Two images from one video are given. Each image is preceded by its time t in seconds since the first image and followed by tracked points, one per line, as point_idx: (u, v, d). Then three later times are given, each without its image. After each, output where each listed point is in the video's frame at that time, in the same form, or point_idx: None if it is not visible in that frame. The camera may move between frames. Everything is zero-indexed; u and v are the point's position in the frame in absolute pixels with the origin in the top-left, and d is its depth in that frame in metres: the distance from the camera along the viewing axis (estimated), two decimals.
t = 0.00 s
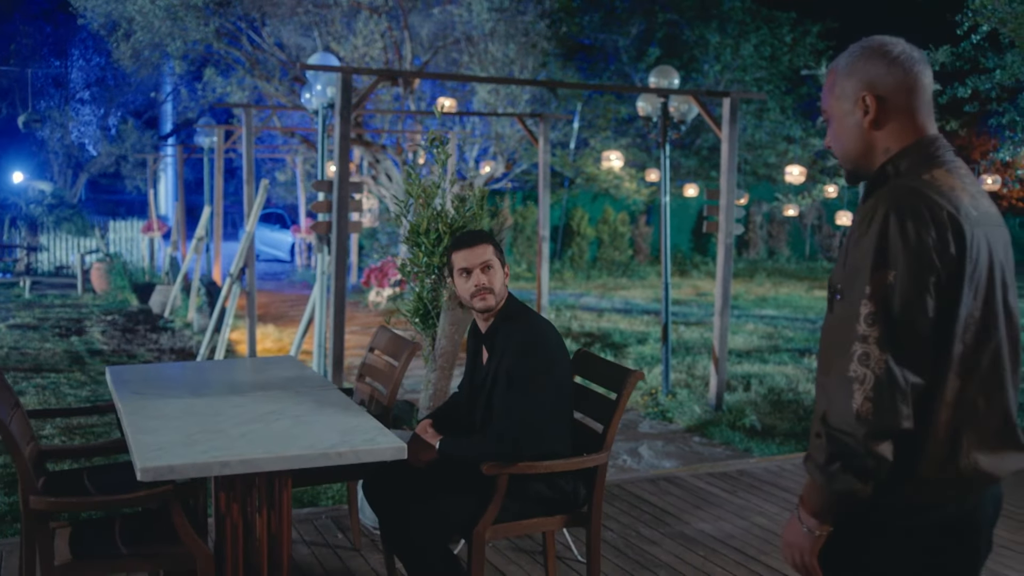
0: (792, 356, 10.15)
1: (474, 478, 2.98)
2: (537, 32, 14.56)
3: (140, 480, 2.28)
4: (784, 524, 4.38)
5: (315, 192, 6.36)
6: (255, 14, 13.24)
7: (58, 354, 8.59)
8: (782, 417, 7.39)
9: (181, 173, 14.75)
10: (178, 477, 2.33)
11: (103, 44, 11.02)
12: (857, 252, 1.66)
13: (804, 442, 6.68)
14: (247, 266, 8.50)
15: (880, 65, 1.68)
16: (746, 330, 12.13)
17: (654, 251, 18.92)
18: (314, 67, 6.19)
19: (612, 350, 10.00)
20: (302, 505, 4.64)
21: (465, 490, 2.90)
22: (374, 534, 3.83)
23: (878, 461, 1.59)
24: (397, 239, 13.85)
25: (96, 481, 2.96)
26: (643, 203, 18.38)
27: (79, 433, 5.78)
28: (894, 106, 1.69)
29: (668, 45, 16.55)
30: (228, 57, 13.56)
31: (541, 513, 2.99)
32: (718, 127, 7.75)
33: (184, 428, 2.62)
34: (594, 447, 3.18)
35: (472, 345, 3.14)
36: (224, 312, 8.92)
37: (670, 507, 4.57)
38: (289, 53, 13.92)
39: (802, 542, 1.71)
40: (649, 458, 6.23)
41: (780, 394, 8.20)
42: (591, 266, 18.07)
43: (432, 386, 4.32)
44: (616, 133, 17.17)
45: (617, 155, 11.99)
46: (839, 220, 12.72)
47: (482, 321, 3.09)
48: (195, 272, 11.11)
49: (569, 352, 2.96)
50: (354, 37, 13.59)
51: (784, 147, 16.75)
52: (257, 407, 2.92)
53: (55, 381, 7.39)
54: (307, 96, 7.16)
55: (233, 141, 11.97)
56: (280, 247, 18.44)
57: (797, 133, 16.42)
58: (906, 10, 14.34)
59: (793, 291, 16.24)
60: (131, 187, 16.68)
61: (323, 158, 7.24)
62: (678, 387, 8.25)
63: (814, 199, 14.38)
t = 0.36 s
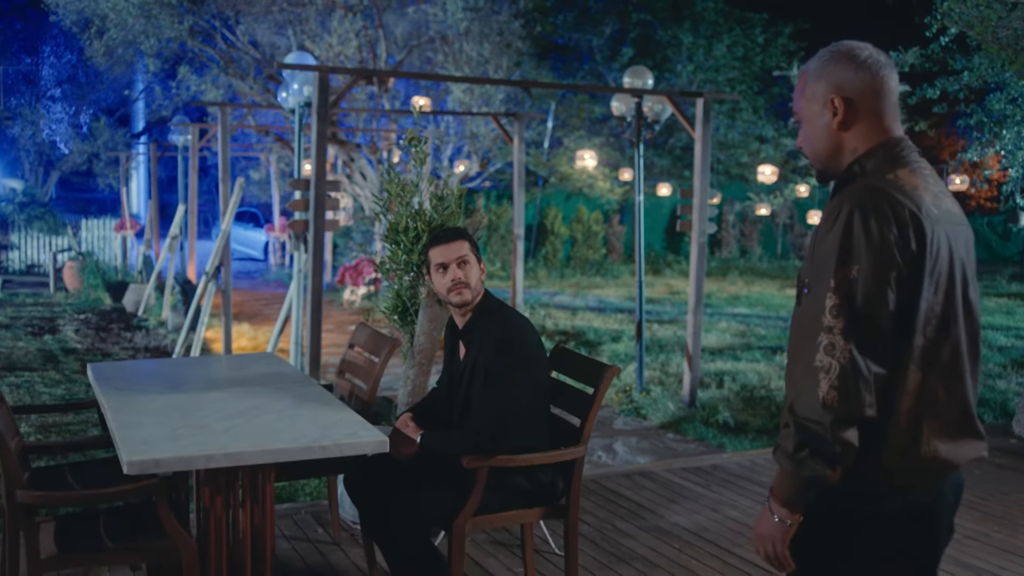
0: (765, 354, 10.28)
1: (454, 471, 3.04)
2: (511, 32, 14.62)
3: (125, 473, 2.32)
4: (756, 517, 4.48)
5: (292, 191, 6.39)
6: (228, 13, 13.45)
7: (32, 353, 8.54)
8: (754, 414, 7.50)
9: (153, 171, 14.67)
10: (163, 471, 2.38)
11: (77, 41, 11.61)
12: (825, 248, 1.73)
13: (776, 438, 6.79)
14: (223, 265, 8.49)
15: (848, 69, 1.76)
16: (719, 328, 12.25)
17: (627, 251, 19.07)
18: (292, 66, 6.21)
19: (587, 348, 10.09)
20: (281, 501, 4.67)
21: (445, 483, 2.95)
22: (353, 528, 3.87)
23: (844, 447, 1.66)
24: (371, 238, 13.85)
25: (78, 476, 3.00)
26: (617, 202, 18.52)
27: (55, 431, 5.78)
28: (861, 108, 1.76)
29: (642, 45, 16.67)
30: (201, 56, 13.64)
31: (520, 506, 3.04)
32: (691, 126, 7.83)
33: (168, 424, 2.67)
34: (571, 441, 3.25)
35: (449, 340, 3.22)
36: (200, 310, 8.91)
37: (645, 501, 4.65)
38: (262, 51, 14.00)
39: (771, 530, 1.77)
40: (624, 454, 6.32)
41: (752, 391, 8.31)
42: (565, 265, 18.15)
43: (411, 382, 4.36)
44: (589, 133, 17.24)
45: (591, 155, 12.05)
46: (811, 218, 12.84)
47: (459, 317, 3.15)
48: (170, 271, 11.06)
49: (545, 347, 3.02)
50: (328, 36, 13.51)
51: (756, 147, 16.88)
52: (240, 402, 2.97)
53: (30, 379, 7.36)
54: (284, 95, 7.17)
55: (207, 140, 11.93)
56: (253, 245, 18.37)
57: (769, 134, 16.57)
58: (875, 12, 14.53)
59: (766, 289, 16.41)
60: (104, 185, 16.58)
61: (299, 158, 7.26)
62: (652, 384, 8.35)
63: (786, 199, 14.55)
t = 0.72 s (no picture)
0: (753, 349, 10.37)
1: (448, 462, 3.09)
2: (500, 29, 14.67)
3: (126, 464, 2.36)
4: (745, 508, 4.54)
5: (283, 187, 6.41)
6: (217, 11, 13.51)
7: (22, 350, 8.55)
8: (743, 408, 7.57)
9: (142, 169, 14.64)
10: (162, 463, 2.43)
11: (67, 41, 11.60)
12: (816, 239, 1.78)
13: (764, 432, 6.86)
14: (214, 262, 8.51)
15: (836, 66, 1.80)
16: (708, 324, 12.33)
17: (616, 247, 19.18)
18: (282, 63, 6.23)
19: (576, 344, 10.15)
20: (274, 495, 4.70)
21: (438, 474, 3.00)
22: (347, 521, 3.91)
23: (833, 432, 1.72)
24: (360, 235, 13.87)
25: (75, 471, 3.08)
26: (605, 199, 18.60)
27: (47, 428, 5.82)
28: (850, 105, 1.81)
29: (630, 42, 16.72)
30: (191, 53, 13.64)
31: (512, 496, 3.09)
32: (679, 123, 7.88)
33: (166, 418, 2.72)
34: (563, 432, 3.30)
35: (436, 337, 3.24)
36: (190, 308, 8.92)
37: (636, 493, 4.71)
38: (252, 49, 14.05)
39: (763, 512, 1.83)
40: (614, 448, 6.37)
41: (741, 385, 8.39)
42: (554, 261, 18.20)
43: (403, 376, 4.42)
44: (578, 129, 17.30)
45: (579, 152, 12.09)
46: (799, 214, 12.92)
47: (444, 313, 3.20)
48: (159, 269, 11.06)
49: (531, 342, 3.07)
50: (317, 34, 13.62)
51: (744, 144, 16.97)
52: (236, 396, 3.02)
53: (21, 377, 7.38)
54: (275, 93, 7.18)
55: (197, 137, 11.91)
56: (242, 243, 18.35)
57: (757, 131, 16.67)
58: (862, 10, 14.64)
59: (754, 286, 16.50)
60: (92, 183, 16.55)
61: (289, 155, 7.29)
62: (641, 379, 8.41)
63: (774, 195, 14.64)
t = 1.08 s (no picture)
0: (752, 346, 10.40)
1: (451, 455, 3.13)
2: (499, 27, 14.68)
3: (134, 457, 2.40)
4: (744, 502, 4.58)
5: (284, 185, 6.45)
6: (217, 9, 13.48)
7: (24, 348, 8.61)
8: (742, 404, 7.61)
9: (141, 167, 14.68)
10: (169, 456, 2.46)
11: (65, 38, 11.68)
12: (824, 232, 1.82)
13: (763, 428, 6.90)
14: (215, 260, 8.54)
15: (841, 66, 1.84)
16: (707, 321, 12.36)
17: (616, 246, 19.25)
18: (283, 61, 6.25)
19: (576, 341, 10.19)
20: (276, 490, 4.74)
21: (441, 467, 3.04)
22: (351, 515, 3.95)
23: (841, 419, 1.75)
24: (360, 232, 13.90)
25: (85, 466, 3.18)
26: (604, 197, 18.64)
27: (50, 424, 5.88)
28: (854, 104, 1.85)
29: (629, 39, 16.74)
30: (191, 52, 13.67)
31: (514, 490, 3.13)
32: (678, 121, 7.90)
33: (172, 412, 2.75)
34: (564, 426, 3.33)
35: (439, 332, 3.27)
36: (191, 305, 8.95)
37: (635, 487, 4.75)
38: (251, 47, 14.06)
39: (768, 497, 1.86)
40: (613, 443, 6.41)
41: (739, 381, 8.44)
42: (553, 258, 18.23)
43: (405, 371, 4.45)
44: (577, 127, 17.34)
45: (578, 149, 12.10)
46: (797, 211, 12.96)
47: (449, 309, 3.20)
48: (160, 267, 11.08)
49: (533, 337, 3.09)
50: (317, 32, 13.61)
51: (743, 142, 17.00)
52: (241, 391, 3.06)
53: (23, 374, 7.43)
54: (275, 91, 7.21)
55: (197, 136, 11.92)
56: (242, 241, 18.37)
57: (756, 128, 16.71)
58: (861, 8, 14.65)
59: (753, 283, 16.55)
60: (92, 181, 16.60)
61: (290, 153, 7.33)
62: (641, 376, 8.45)
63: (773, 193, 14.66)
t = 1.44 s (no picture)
0: (750, 344, 10.41)
1: (451, 451, 3.16)
2: (499, 25, 14.70)
3: (138, 452, 2.44)
4: (741, 498, 4.61)
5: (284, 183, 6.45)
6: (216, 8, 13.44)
7: (24, 344, 8.64)
8: (740, 402, 7.64)
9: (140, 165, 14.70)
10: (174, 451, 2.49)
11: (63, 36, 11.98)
12: (838, 228, 1.85)
13: (760, 425, 6.92)
14: (215, 257, 8.56)
15: (836, 71, 1.88)
16: (705, 319, 12.38)
17: (615, 244, 19.29)
18: (283, 60, 6.26)
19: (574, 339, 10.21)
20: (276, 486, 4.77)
21: (441, 462, 3.07)
22: (351, 511, 3.98)
23: (861, 406, 1.78)
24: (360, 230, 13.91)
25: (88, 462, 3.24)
26: (603, 196, 18.68)
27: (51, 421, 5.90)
28: (852, 106, 1.89)
29: (629, 38, 16.74)
30: (190, 49, 13.72)
31: (513, 485, 3.17)
32: (677, 120, 7.91)
33: (176, 407, 2.78)
34: (563, 422, 3.37)
35: (442, 328, 3.30)
36: (191, 302, 8.96)
37: (634, 484, 4.78)
38: (251, 45, 14.06)
39: (785, 484, 1.88)
40: (611, 441, 6.44)
41: (737, 379, 8.47)
42: (552, 257, 18.27)
43: (405, 368, 4.45)
44: (576, 126, 17.37)
45: (578, 147, 12.11)
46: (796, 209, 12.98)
47: (449, 305, 3.26)
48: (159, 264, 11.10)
49: (533, 333, 3.12)
50: (317, 30, 13.57)
51: (742, 140, 17.02)
52: (244, 386, 3.09)
53: (24, 371, 7.46)
54: (275, 89, 7.23)
55: (197, 133, 11.92)
56: (241, 239, 18.41)
57: (755, 127, 16.74)
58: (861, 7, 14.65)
59: (751, 281, 16.57)
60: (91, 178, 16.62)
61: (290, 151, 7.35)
62: (639, 373, 8.48)
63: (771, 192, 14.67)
